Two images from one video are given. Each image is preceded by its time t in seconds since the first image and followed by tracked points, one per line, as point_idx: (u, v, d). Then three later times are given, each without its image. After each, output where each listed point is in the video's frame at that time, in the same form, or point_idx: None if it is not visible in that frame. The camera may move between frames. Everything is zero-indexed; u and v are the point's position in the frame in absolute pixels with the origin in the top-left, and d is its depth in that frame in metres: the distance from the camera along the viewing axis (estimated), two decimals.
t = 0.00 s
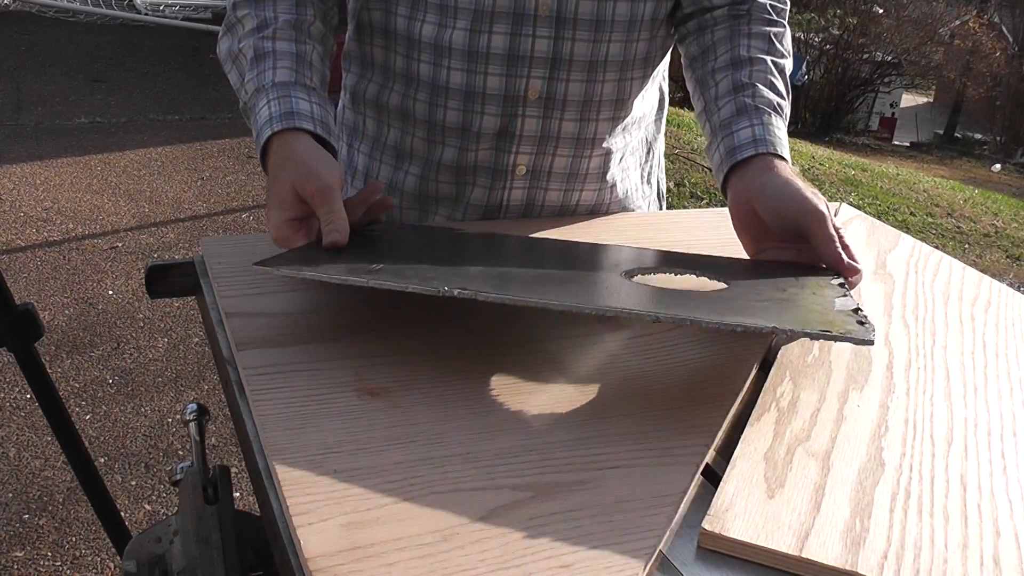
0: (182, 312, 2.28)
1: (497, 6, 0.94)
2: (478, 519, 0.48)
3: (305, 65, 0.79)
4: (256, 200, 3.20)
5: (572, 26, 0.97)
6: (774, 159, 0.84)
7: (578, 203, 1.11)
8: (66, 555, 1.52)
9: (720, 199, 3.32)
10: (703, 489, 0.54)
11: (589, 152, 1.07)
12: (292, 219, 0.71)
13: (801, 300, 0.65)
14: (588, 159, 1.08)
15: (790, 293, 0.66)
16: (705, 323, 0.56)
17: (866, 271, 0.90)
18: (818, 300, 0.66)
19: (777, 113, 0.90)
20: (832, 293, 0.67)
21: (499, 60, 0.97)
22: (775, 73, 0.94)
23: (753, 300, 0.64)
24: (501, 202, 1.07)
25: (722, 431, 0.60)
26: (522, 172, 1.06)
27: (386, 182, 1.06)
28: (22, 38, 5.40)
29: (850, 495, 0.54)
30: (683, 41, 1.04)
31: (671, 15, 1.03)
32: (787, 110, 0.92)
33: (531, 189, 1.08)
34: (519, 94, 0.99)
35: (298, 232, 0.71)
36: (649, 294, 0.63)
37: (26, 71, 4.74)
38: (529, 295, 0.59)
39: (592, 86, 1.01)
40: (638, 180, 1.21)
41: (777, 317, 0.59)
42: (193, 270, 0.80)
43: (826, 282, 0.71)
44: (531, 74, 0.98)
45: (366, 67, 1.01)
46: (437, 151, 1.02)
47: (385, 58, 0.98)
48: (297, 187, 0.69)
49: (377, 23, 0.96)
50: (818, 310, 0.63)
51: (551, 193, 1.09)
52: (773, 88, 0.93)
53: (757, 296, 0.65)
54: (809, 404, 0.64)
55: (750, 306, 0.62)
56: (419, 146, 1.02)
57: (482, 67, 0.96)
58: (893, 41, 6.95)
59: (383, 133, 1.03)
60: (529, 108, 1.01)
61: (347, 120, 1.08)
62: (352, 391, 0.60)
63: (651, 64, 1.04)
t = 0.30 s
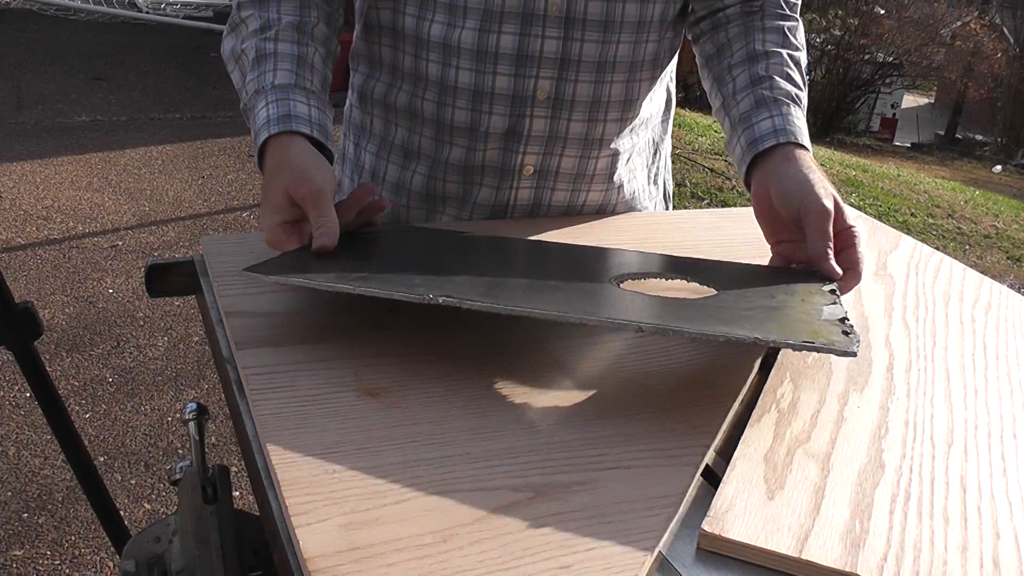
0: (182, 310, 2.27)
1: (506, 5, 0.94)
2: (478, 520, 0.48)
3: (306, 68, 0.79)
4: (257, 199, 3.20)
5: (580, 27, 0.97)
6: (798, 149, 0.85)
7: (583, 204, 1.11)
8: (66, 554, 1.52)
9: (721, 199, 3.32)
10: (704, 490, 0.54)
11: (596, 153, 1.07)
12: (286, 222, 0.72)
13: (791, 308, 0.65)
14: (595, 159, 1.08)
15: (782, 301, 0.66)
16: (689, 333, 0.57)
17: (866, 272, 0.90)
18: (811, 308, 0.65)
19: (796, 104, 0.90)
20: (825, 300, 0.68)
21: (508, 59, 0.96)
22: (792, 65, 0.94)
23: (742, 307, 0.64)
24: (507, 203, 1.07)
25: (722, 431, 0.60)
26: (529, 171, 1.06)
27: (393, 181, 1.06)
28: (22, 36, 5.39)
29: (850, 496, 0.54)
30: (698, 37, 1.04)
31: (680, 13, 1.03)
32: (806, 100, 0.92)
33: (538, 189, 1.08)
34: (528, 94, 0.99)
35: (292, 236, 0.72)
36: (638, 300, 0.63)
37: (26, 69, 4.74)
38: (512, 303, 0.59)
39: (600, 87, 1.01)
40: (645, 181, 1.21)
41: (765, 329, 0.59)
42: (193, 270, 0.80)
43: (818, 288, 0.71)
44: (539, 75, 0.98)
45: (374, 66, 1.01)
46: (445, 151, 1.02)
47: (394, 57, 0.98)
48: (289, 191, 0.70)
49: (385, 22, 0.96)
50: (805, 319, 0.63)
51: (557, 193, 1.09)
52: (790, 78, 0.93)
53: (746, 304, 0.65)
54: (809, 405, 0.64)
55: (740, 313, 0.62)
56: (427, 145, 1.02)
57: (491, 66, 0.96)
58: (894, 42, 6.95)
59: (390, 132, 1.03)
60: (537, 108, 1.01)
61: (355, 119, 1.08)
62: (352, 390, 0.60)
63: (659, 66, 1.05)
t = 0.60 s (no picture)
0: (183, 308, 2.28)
1: (510, 5, 0.94)
2: (478, 520, 0.48)
3: (300, 52, 0.79)
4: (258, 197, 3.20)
5: (585, 27, 0.97)
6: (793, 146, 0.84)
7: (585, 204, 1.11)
8: (65, 551, 1.52)
9: (723, 200, 3.32)
10: (704, 492, 0.54)
11: (599, 153, 1.07)
12: (269, 205, 0.72)
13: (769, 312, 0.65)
14: (597, 159, 1.08)
15: (763, 303, 0.66)
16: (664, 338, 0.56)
17: (867, 275, 0.90)
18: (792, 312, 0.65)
19: (797, 97, 0.90)
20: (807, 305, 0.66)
21: (511, 59, 0.96)
22: (795, 61, 0.94)
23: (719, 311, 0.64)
24: (509, 203, 1.07)
25: (722, 433, 0.60)
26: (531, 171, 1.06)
27: (396, 179, 1.06)
28: (24, 33, 5.39)
29: (850, 499, 0.54)
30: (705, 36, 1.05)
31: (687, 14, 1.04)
32: (809, 95, 0.92)
33: (539, 188, 1.08)
34: (531, 95, 0.99)
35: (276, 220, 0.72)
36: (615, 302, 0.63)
37: (28, 66, 4.73)
38: (489, 302, 0.59)
39: (604, 87, 1.01)
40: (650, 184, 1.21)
41: (739, 334, 0.59)
42: (193, 268, 0.80)
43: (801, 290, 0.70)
44: (542, 75, 0.98)
45: (380, 65, 1.01)
46: (448, 150, 1.02)
47: (398, 56, 0.98)
48: (272, 174, 0.70)
49: (391, 21, 0.96)
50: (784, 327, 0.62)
51: (559, 193, 1.09)
52: (793, 72, 0.93)
53: (723, 307, 0.64)
54: (809, 407, 0.64)
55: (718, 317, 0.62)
56: (430, 144, 1.02)
57: (494, 66, 0.96)
58: (896, 43, 6.95)
59: (394, 131, 1.03)
60: (540, 108, 1.00)
61: (359, 117, 1.08)
62: (353, 390, 0.60)
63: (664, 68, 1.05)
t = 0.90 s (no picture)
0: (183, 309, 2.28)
1: (506, 4, 0.93)
2: (480, 521, 0.48)
3: (293, 53, 0.79)
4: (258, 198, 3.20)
5: (581, 27, 0.97)
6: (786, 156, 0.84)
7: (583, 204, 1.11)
8: (66, 552, 1.51)
9: (723, 199, 3.31)
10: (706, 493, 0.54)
11: (597, 153, 1.07)
12: (261, 209, 0.72)
13: (755, 332, 0.65)
14: (595, 160, 1.08)
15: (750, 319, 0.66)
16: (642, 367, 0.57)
17: (867, 275, 0.90)
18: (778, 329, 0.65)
19: (795, 104, 0.90)
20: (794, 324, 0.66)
21: (507, 58, 0.96)
22: (793, 66, 0.94)
23: (704, 331, 0.64)
24: (507, 202, 1.07)
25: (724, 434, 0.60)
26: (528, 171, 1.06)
27: (393, 178, 1.06)
28: (24, 35, 5.39)
29: (852, 500, 0.54)
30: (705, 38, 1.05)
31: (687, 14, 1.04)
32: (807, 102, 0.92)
33: (537, 187, 1.08)
34: (527, 94, 0.99)
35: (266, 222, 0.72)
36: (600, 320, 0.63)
37: (27, 67, 4.74)
38: (475, 326, 0.60)
39: (600, 87, 1.01)
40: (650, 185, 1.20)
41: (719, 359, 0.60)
42: (194, 270, 0.80)
43: (789, 306, 0.70)
44: (539, 74, 0.98)
45: (378, 64, 1.01)
46: (445, 150, 1.02)
47: (396, 55, 0.98)
48: (262, 178, 0.70)
49: (388, 21, 0.97)
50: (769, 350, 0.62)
51: (556, 192, 1.09)
52: (791, 78, 0.92)
53: (710, 325, 0.64)
54: (811, 408, 0.64)
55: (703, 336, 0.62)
56: (427, 144, 1.02)
57: (490, 66, 0.96)
58: (895, 42, 6.95)
59: (392, 130, 1.03)
60: (536, 108, 1.00)
61: (358, 118, 1.08)
62: (354, 391, 0.60)
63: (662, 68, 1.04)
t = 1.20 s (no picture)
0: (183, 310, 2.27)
1: (503, 4, 0.94)
2: (480, 522, 0.48)
3: (297, 31, 0.79)
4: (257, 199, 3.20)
5: (578, 25, 0.96)
6: (798, 111, 0.81)
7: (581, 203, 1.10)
8: (66, 555, 1.51)
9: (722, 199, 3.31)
10: (707, 492, 0.54)
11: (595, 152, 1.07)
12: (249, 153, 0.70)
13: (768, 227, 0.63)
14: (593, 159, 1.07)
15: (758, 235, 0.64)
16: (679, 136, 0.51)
17: (867, 273, 0.90)
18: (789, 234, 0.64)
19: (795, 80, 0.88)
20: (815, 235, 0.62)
21: (504, 58, 0.97)
22: (792, 47, 0.93)
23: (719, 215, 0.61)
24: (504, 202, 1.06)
25: (725, 432, 0.59)
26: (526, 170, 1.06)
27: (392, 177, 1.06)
28: (23, 37, 5.39)
29: (854, 499, 0.54)
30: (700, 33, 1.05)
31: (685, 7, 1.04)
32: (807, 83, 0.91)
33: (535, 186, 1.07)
34: (524, 94, 1.00)
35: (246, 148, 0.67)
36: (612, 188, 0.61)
37: (26, 70, 4.74)
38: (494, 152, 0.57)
39: (598, 85, 1.01)
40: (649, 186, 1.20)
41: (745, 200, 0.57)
42: (193, 271, 0.80)
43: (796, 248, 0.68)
44: (536, 74, 0.98)
45: (375, 64, 1.01)
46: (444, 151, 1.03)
47: (392, 55, 0.99)
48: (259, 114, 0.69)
49: (383, 20, 0.96)
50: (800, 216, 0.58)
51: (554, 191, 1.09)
52: (789, 57, 0.91)
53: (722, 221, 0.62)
54: (812, 405, 0.64)
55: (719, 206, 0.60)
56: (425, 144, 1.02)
57: (487, 66, 0.97)
58: (894, 41, 6.95)
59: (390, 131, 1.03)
60: (534, 108, 1.01)
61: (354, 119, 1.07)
62: (353, 392, 0.60)
63: (660, 65, 1.04)
